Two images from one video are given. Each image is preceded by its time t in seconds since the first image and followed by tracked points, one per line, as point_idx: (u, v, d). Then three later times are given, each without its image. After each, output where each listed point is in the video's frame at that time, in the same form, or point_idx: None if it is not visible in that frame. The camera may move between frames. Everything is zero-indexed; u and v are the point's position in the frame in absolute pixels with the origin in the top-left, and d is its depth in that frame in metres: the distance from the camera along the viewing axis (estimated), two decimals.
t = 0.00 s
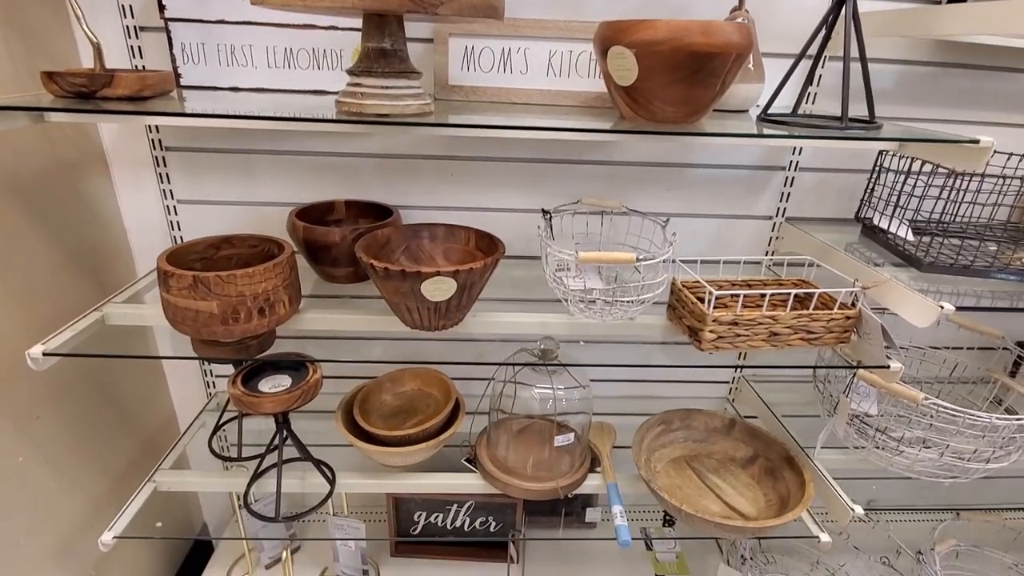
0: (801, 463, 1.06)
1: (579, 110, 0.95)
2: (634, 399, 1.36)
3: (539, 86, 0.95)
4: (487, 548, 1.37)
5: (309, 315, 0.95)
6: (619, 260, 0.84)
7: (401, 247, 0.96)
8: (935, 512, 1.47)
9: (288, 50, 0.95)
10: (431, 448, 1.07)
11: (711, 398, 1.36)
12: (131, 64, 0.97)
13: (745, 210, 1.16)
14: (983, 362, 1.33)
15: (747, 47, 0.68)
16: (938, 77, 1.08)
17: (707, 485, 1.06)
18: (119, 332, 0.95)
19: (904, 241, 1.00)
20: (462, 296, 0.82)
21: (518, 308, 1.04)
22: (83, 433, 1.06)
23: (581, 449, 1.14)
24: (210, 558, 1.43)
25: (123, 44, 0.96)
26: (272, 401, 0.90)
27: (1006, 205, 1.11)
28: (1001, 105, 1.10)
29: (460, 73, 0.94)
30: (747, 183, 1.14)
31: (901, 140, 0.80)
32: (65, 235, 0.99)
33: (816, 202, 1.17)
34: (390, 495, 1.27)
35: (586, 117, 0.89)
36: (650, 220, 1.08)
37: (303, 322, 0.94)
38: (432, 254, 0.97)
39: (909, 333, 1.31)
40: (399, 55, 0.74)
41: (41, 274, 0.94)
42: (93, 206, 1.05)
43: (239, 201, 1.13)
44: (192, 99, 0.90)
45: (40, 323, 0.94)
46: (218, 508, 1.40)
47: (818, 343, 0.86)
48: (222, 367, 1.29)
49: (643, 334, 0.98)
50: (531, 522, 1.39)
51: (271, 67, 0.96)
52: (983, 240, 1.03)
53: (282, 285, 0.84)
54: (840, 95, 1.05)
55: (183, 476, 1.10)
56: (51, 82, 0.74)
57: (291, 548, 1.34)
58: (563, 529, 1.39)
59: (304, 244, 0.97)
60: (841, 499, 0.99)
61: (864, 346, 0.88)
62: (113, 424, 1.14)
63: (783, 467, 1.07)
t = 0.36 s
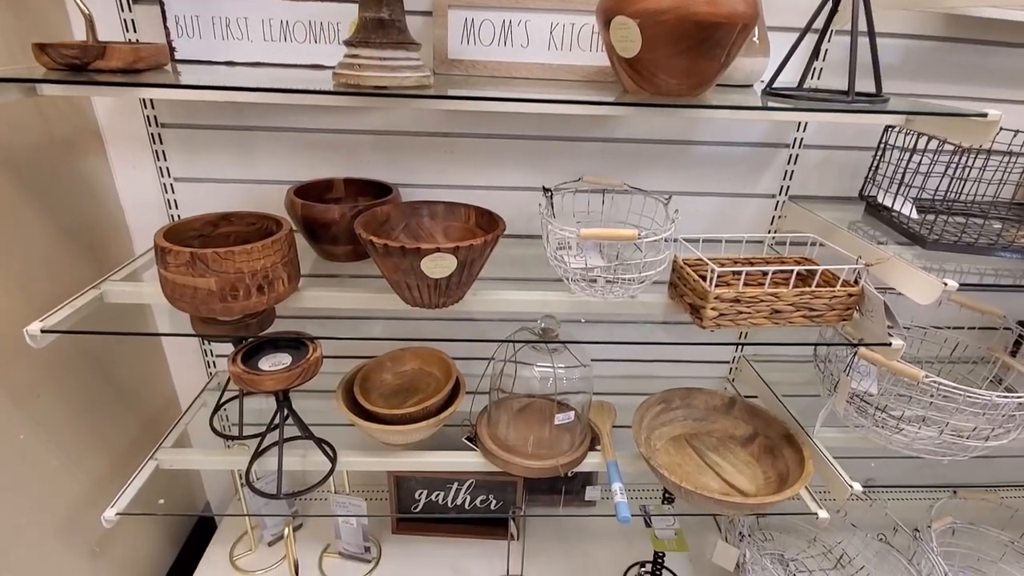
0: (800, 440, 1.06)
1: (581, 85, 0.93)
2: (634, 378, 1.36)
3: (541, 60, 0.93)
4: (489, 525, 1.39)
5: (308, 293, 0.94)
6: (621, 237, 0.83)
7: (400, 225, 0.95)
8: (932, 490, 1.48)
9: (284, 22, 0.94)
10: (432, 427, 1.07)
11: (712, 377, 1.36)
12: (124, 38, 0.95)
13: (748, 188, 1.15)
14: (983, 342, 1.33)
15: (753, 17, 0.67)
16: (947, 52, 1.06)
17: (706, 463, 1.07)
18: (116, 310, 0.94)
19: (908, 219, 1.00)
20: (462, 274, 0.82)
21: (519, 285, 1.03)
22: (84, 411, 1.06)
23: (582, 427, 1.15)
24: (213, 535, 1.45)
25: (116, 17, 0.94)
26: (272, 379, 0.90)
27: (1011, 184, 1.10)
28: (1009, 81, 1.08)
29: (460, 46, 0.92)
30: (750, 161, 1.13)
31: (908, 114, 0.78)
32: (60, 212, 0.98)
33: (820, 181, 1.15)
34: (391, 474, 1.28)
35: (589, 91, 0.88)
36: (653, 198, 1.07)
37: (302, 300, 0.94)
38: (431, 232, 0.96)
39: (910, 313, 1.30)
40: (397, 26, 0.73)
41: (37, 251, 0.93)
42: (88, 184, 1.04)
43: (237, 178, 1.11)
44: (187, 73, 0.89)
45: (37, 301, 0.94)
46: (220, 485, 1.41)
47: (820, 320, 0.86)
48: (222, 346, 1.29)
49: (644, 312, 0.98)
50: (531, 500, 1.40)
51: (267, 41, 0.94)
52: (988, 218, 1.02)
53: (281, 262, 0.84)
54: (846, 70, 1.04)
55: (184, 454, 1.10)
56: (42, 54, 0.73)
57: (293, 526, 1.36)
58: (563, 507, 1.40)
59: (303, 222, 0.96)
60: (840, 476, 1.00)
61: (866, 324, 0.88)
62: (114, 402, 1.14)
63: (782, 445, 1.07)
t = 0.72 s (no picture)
0: (801, 417, 1.06)
1: (584, 55, 0.91)
2: (635, 355, 1.35)
3: (542, 29, 0.91)
4: (489, 501, 1.39)
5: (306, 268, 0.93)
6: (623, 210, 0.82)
7: (399, 199, 0.93)
8: (931, 467, 1.49)
9: None
10: (432, 403, 1.07)
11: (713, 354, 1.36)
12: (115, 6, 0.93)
13: (752, 163, 1.14)
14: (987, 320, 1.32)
15: None
16: (958, 23, 1.03)
17: (707, 439, 1.06)
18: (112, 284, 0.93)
19: (915, 194, 0.98)
20: (462, 247, 0.81)
21: (519, 260, 1.02)
22: (83, 385, 1.06)
23: (582, 404, 1.14)
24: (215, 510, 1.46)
25: None
26: (271, 354, 0.89)
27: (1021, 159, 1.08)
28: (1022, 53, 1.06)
29: (460, 15, 0.90)
30: (755, 135, 1.11)
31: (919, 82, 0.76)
32: (54, 186, 0.97)
33: (826, 155, 1.14)
34: (391, 451, 1.28)
35: (592, 61, 0.86)
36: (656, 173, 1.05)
37: (300, 275, 0.93)
38: (431, 206, 0.95)
39: (914, 290, 1.29)
40: None
41: (31, 225, 0.92)
42: (82, 158, 1.03)
43: (232, 153, 1.10)
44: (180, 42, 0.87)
45: (33, 275, 0.93)
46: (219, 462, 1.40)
47: (824, 296, 0.85)
48: (221, 323, 1.29)
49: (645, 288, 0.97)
50: (531, 476, 1.40)
51: (262, 9, 0.92)
52: (996, 194, 1.01)
53: (278, 236, 0.83)
54: (855, 41, 1.01)
55: (185, 430, 1.10)
56: (30, 20, 0.71)
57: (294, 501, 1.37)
58: (563, 483, 1.41)
59: (300, 196, 0.95)
60: (841, 452, 1.00)
61: (870, 299, 0.87)
62: (113, 378, 1.14)
63: (783, 421, 1.07)
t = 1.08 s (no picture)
0: (807, 401, 1.05)
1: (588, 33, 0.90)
2: (639, 341, 1.34)
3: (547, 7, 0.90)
4: (492, 487, 1.39)
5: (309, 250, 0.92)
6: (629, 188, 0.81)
7: (401, 179, 0.92)
8: (936, 455, 1.48)
9: None
10: (435, 387, 1.06)
11: (717, 341, 1.35)
12: None
13: (758, 146, 1.12)
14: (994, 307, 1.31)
15: None
16: (969, 3, 1.02)
17: (712, 423, 1.05)
18: (112, 264, 0.92)
19: (924, 175, 0.97)
20: (466, 226, 0.80)
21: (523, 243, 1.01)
22: (84, 367, 1.06)
23: (586, 389, 1.14)
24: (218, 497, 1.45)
25: None
26: (273, 335, 0.89)
27: None
28: None
29: None
30: (761, 117, 1.10)
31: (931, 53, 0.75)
32: (53, 167, 0.96)
33: (833, 138, 1.12)
34: (394, 436, 1.27)
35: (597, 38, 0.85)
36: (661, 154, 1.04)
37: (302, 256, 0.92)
38: (434, 187, 0.94)
39: (921, 275, 1.28)
40: None
41: (30, 206, 0.91)
42: (82, 140, 1.02)
43: (233, 135, 1.09)
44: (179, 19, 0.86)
45: (32, 256, 0.92)
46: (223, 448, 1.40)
47: (832, 276, 0.84)
48: (223, 309, 1.28)
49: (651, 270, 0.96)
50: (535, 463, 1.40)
51: None
52: (1005, 176, 1.00)
53: (280, 215, 0.82)
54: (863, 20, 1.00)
55: (187, 414, 1.10)
56: None
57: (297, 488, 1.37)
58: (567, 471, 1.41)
59: (302, 177, 0.94)
60: (847, 437, 0.99)
61: (879, 280, 0.86)
62: (114, 361, 1.14)
63: (789, 406, 1.06)
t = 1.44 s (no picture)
0: (816, 388, 1.03)
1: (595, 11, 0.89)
2: (644, 330, 1.33)
3: None
4: (496, 478, 1.37)
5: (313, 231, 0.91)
6: (636, 165, 0.80)
7: (405, 160, 0.92)
8: (945, 447, 1.46)
9: None
10: (439, 374, 1.05)
11: (723, 331, 1.33)
12: None
13: (767, 132, 1.11)
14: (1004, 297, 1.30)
15: None
16: None
17: (719, 411, 1.04)
18: (115, 246, 0.91)
19: (935, 159, 0.96)
20: (471, 206, 0.80)
21: (528, 225, 1.00)
22: (86, 351, 1.05)
23: (591, 376, 1.12)
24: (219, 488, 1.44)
25: None
26: (275, 317, 0.88)
27: None
28: None
29: None
30: (769, 102, 1.08)
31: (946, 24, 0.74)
32: (54, 148, 0.95)
33: (842, 123, 1.11)
34: (397, 427, 1.26)
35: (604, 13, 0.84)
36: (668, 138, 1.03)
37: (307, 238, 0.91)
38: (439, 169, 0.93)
39: (930, 264, 1.27)
40: None
41: (31, 187, 0.91)
42: (84, 123, 1.01)
43: (236, 119, 1.08)
44: None
45: (33, 237, 0.91)
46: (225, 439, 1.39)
47: (842, 258, 0.83)
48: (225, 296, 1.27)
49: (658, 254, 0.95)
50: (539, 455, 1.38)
51: None
52: (1017, 160, 0.98)
53: (283, 194, 0.81)
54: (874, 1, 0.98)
55: (190, 400, 1.09)
56: None
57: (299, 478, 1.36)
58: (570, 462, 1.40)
59: (305, 159, 0.93)
60: (857, 424, 0.98)
61: (890, 262, 0.85)
62: (116, 346, 1.13)
63: (797, 393, 1.04)
